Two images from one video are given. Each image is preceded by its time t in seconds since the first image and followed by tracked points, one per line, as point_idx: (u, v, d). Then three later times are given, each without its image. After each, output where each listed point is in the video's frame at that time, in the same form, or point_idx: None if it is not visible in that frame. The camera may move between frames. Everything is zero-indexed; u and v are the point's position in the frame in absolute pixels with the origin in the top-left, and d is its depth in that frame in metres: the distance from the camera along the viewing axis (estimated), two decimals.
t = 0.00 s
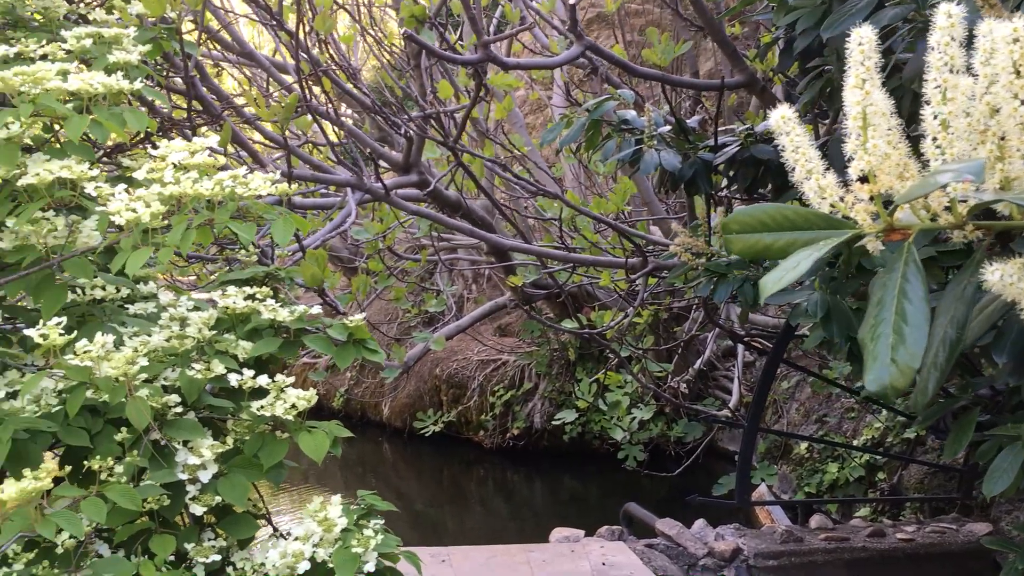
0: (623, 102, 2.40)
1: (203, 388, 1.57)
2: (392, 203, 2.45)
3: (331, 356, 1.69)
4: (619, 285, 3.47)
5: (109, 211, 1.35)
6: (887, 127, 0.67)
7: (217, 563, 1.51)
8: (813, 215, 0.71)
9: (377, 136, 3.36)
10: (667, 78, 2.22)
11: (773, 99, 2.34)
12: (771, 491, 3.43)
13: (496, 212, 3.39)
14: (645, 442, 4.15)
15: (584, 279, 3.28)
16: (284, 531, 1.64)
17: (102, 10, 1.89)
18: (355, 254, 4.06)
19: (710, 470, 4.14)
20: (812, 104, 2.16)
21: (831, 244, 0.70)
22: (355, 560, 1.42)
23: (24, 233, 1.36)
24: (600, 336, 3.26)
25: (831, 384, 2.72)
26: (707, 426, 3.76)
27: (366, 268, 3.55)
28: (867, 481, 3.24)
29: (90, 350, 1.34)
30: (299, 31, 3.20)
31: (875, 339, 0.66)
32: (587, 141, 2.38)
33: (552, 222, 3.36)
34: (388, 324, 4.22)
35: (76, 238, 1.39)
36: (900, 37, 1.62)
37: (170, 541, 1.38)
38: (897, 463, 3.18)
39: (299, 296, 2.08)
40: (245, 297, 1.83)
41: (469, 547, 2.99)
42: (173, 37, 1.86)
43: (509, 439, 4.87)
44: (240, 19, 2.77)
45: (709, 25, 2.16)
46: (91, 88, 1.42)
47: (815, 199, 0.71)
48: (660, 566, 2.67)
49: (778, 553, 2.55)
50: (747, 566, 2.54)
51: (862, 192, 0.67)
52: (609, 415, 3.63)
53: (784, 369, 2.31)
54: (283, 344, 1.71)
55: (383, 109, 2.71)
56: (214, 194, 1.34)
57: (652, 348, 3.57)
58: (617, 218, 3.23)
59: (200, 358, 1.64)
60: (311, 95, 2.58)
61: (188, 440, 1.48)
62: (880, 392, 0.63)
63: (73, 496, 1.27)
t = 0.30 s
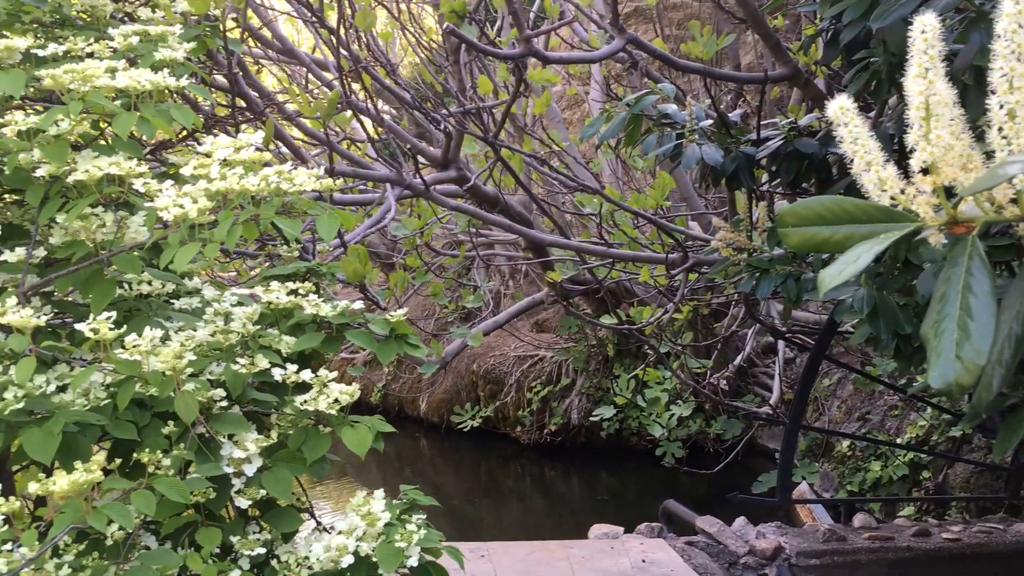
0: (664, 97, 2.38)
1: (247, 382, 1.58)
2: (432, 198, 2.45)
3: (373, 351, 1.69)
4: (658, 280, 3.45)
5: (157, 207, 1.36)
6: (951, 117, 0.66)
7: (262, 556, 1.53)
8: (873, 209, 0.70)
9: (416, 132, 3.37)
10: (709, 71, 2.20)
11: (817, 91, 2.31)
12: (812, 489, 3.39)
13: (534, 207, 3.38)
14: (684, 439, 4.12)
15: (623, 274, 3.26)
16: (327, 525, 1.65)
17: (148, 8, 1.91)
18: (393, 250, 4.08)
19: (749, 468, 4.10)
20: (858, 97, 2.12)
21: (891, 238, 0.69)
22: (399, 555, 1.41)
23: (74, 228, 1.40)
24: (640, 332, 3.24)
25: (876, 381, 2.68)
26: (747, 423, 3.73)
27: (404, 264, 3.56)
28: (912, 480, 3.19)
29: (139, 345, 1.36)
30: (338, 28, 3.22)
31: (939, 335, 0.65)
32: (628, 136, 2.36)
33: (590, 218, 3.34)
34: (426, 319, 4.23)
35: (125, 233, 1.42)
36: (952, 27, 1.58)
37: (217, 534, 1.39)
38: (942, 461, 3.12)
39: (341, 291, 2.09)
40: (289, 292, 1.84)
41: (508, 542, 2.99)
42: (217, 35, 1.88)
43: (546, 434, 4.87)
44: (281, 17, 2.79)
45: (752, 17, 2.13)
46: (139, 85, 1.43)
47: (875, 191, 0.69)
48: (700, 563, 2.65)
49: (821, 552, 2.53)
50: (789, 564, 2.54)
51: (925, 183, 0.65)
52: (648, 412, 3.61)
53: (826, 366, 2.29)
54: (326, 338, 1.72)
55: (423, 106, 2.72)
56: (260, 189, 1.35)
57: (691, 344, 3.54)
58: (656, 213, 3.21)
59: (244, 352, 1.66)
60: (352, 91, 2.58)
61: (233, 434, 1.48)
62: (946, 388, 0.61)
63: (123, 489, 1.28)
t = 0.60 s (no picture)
0: (700, 92, 2.36)
1: (286, 377, 1.59)
2: (466, 193, 2.45)
3: (409, 346, 1.70)
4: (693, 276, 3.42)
5: (198, 203, 1.37)
6: (1008, 107, 0.64)
7: (301, 549, 1.54)
8: (928, 203, 0.69)
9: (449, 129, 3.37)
10: (746, 64, 2.17)
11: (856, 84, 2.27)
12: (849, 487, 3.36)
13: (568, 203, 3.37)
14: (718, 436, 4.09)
15: (657, 270, 3.24)
16: (365, 519, 1.65)
17: (187, 6, 1.92)
18: (426, 246, 4.09)
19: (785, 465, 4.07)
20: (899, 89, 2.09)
21: (946, 231, 0.67)
22: (436, 550, 1.41)
23: (116, 224, 1.42)
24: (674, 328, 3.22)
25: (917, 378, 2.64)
26: (782, 420, 3.70)
27: (437, 260, 3.57)
28: (951, 479, 3.15)
29: (181, 340, 1.37)
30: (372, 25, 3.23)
31: (995, 330, 0.64)
32: (663, 131, 2.34)
33: (624, 213, 3.33)
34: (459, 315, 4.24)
35: (167, 229, 1.43)
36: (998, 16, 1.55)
37: (256, 527, 1.40)
38: (983, 459, 3.07)
39: (377, 287, 2.10)
40: (326, 287, 1.85)
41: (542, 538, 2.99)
42: (255, 32, 1.89)
43: (579, 431, 4.86)
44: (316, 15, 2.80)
45: (791, 9, 2.10)
46: (179, 82, 1.44)
47: (929, 183, 0.68)
48: (736, 560, 2.62)
49: (858, 551, 2.51)
50: (827, 562, 2.51)
51: (980, 174, 0.63)
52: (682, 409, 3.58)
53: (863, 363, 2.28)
54: (363, 333, 1.73)
55: (457, 102, 2.71)
56: (300, 185, 1.35)
57: (726, 340, 3.51)
58: (691, 208, 3.18)
59: (283, 348, 1.67)
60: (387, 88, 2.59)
61: (272, 428, 1.49)
62: (1003, 384, 0.62)
63: (165, 482, 1.29)
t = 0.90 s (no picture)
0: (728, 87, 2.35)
1: (316, 373, 1.60)
2: (494, 190, 2.45)
3: (438, 343, 1.70)
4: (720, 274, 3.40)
5: (230, 200, 1.38)
6: None
7: (330, 544, 1.55)
8: (968, 197, 0.68)
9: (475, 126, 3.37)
10: (776, 59, 2.15)
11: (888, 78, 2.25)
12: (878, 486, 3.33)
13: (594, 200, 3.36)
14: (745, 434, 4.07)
15: (684, 267, 3.22)
16: (394, 515, 1.66)
17: (218, 5, 1.93)
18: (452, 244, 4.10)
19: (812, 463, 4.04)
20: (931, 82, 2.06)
21: (989, 226, 0.66)
22: (466, 546, 1.41)
23: (149, 221, 1.43)
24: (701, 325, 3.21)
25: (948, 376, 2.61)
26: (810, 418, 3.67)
27: (462, 257, 3.57)
28: (982, 478, 3.11)
29: (213, 336, 1.38)
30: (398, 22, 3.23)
31: None
32: (691, 128, 2.33)
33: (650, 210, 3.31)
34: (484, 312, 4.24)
35: (199, 226, 1.44)
36: None
37: (287, 522, 1.41)
38: (1015, 458, 3.04)
39: (405, 284, 2.10)
40: (355, 284, 1.86)
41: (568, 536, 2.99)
42: (284, 30, 1.90)
43: (604, 428, 4.85)
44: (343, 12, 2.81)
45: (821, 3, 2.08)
46: (211, 80, 1.45)
47: (971, 178, 0.66)
48: (764, 559, 2.59)
49: (888, 550, 2.50)
50: (856, 562, 2.50)
51: None
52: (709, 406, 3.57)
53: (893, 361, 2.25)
54: (393, 330, 1.73)
55: (483, 99, 2.71)
56: (331, 182, 1.36)
57: (753, 338, 3.49)
58: (718, 205, 3.16)
59: (313, 344, 1.67)
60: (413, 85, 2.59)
61: (302, 424, 1.50)
62: None
63: (198, 477, 1.30)
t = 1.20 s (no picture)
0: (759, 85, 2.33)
1: (347, 373, 1.60)
2: (522, 189, 2.44)
3: (469, 343, 1.70)
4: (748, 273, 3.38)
5: (265, 201, 1.39)
6: None
7: (363, 542, 1.55)
8: (1015, 195, 0.67)
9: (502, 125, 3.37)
10: (808, 57, 2.13)
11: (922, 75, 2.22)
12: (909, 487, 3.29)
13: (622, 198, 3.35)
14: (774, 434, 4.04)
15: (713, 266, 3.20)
16: (425, 514, 1.66)
17: (250, 6, 1.95)
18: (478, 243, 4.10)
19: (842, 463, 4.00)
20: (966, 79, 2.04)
21: None
22: (498, 545, 1.41)
23: (184, 221, 1.44)
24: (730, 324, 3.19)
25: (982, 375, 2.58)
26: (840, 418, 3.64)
27: (489, 256, 3.57)
28: (1016, 479, 3.07)
29: (248, 336, 1.39)
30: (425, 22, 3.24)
31: None
32: (721, 126, 2.31)
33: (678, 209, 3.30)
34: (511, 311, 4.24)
35: (233, 226, 1.45)
36: None
37: (320, 520, 1.41)
38: None
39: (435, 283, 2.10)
40: (386, 283, 1.86)
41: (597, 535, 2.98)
42: (316, 31, 1.91)
43: (631, 428, 4.84)
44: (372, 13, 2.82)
45: None
46: (245, 81, 1.46)
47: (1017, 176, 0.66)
48: (795, 560, 2.58)
49: (921, 551, 2.48)
50: (889, 563, 2.48)
51: None
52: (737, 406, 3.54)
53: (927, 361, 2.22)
54: (424, 330, 1.74)
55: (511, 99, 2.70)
56: (364, 182, 1.36)
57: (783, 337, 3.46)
58: (747, 203, 3.14)
59: (345, 344, 1.68)
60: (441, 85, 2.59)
61: (334, 422, 1.50)
62: None
63: (234, 475, 1.31)
